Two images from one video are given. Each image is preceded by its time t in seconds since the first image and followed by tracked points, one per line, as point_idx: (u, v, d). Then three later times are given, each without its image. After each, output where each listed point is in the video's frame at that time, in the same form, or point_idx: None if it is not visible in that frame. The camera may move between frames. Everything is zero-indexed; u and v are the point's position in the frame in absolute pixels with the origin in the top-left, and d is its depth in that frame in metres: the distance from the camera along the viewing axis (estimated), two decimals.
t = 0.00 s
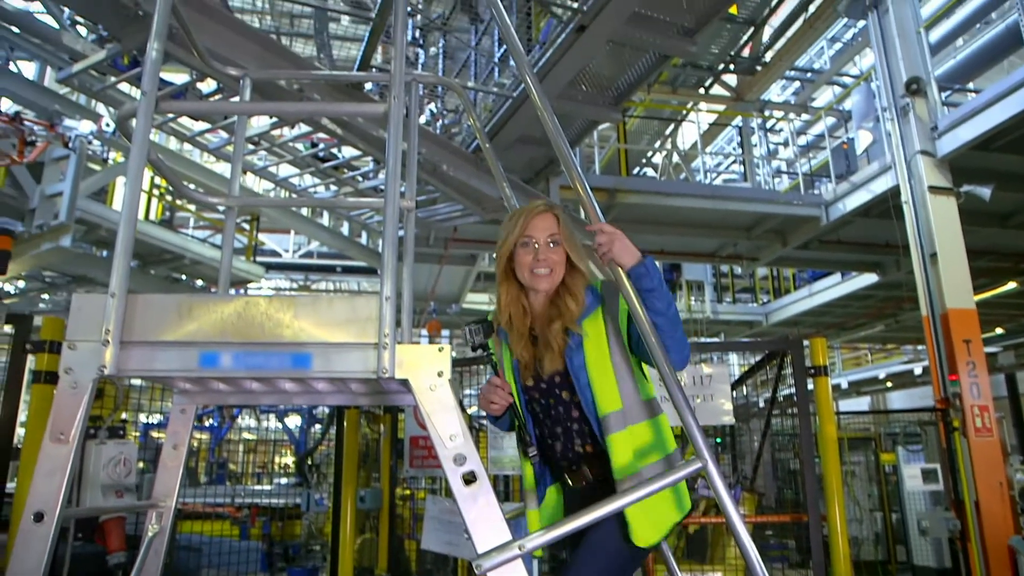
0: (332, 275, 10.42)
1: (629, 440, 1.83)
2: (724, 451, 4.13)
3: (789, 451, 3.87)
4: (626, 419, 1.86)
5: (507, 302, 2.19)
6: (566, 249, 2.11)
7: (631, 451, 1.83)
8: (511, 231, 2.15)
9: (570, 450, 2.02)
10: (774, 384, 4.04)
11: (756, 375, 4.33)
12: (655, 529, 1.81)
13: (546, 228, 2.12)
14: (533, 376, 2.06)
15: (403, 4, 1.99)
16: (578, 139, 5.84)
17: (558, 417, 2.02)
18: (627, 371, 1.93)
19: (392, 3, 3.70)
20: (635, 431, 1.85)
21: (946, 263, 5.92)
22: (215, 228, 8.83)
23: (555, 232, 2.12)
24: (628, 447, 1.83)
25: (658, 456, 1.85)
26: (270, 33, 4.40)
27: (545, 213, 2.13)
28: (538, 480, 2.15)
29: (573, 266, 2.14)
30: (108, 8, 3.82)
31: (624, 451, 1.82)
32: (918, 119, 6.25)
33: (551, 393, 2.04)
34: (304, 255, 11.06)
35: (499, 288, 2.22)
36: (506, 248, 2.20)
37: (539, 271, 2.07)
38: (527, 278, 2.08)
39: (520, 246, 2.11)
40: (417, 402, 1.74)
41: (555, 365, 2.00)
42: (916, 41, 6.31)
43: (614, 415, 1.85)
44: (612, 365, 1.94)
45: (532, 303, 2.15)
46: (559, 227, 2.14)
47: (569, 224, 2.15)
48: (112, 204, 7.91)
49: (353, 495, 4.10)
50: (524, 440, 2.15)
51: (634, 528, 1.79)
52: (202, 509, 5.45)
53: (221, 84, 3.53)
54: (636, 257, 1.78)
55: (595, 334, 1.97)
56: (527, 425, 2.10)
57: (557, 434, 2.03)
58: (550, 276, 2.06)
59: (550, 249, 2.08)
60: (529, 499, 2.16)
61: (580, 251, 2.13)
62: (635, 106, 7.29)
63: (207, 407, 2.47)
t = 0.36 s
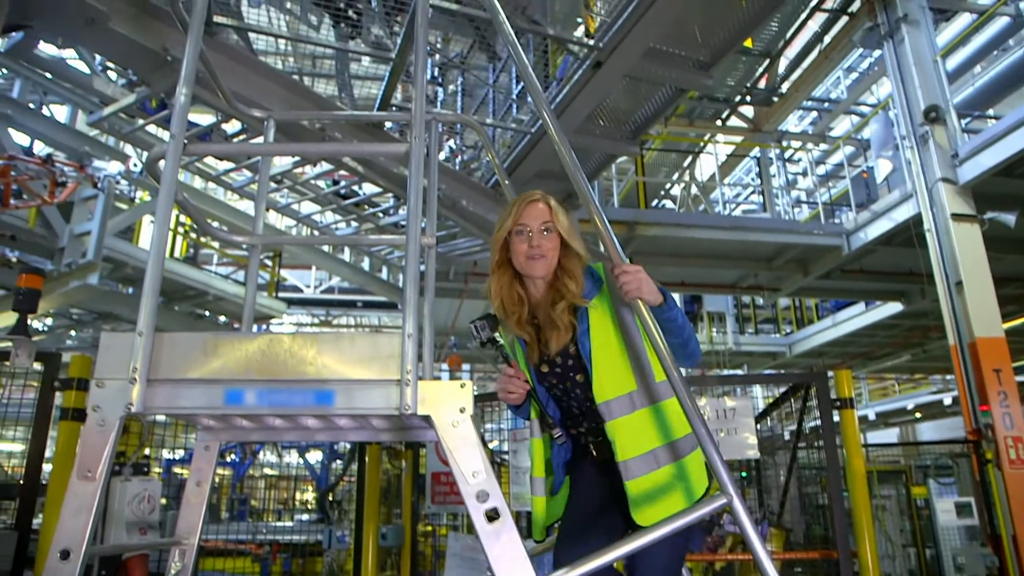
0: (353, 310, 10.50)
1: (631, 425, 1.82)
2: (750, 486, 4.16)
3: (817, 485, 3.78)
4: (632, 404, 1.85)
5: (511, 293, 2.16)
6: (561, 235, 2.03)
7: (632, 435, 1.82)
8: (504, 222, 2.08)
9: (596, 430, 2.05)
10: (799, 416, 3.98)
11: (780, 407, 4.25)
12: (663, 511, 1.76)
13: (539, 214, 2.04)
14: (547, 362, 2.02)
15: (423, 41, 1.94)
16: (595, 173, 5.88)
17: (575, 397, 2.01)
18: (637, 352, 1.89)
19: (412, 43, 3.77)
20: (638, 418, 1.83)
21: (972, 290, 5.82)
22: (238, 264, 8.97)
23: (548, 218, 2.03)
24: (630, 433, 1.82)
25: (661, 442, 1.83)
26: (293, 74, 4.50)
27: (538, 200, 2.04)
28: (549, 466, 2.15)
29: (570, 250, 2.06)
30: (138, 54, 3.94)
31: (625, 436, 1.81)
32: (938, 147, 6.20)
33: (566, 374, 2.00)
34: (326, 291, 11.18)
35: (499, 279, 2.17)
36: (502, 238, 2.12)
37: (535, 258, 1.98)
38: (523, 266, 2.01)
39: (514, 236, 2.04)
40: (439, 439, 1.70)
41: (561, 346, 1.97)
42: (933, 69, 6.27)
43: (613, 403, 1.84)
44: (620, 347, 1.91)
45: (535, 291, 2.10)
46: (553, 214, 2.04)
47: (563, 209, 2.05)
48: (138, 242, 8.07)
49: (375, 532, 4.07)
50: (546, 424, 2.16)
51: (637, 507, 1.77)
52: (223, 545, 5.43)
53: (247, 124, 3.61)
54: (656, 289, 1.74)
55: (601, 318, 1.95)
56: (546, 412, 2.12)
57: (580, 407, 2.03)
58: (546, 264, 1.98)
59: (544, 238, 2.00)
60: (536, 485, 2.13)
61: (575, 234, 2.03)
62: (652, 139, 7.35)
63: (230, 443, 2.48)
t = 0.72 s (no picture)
0: (373, 341, 10.55)
1: (645, 450, 1.79)
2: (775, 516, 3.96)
3: (845, 516, 3.70)
4: (650, 429, 1.81)
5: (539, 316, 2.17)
6: (582, 256, 2.01)
7: (644, 462, 1.77)
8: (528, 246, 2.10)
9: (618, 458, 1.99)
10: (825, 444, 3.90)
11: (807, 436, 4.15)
12: (672, 540, 1.72)
13: (558, 236, 2.04)
14: (573, 385, 2.01)
15: (442, 77, 1.92)
16: (613, 203, 5.91)
17: (599, 424, 1.99)
18: (658, 382, 1.87)
19: (430, 79, 3.84)
20: (651, 444, 1.80)
21: (1000, 315, 5.68)
22: (260, 297, 9.08)
23: (566, 238, 2.02)
24: (642, 459, 1.78)
25: (676, 470, 1.78)
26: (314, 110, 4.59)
27: (558, 222, 2.04)
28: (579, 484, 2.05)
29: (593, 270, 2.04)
30: (164, 94, 4.05)
31: (637, 461, 1.77)
32: (958, 171, 6.15)
33: (591, 399, 1.99)
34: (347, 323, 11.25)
35: (529, 302, 2.19)
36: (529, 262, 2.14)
37: (556, 281, 1.99)
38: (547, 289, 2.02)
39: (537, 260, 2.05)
40: (460, 473, 1.65)
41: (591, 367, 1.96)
42: (950, 93, 6.24)
43: (629, 426, 1.80)
44: (641, 370, 1.88)
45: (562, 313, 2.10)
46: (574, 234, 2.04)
47: (583, 229, 2.04)
48: (163, 276, 8.21)
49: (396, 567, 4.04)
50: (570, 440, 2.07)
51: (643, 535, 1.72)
52: None
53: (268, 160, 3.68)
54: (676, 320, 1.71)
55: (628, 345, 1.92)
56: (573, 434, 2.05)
57: (600, 437, 2.00)
58: (568, 286, 1.99)
59: (564, 260, 2.00)
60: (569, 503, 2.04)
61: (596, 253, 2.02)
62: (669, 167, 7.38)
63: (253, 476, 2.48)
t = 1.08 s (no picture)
0: (391, 369, 10.57)
1: (672, 468, 1.78)
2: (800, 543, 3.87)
3: (872, 543, 3.61)
4: (676, 448, 1.80)
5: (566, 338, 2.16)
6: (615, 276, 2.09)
7: (671, 479, 1.77)
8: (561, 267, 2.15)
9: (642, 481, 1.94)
10: (848, 470, 3.82)
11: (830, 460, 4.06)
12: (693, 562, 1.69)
13: (592, 257, 2.11)
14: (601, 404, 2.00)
15: (458, 105, 1.92)
16: (630, 228, 5.91)
17: (626, 444, 1.95)
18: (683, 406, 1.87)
19: (446, 108, 3.90)
20: (678, 463, 1.79)
21: None
22: (279, 325, 9.15)
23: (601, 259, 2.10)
24: (668, 477, 1.77)
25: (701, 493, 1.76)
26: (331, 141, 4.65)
27: (591, 242, 2.11)
28: (597, 501, 1.93)
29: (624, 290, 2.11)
30: (186, 128, 4.15)
31: (664, 479, 1.77)
32: (978, 190, 6.09)
33: (619, 419, 1.97)
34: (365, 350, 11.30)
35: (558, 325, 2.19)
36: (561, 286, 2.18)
37: (592, 300, 2.04)
38: (581, 307, 2.06)
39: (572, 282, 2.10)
40: (480, 502, 1.62)
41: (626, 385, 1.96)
42: (967, 113, 6.21)
43: (655, 443, 1.81)
44: (668, 393, 1.88)
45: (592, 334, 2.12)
46: (606, 254, 2.12)
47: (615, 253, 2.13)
48: (183, 306, 8.31)
49: None
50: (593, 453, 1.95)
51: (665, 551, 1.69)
52: None
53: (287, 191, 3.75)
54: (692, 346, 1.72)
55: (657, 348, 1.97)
56: (597, 452, 1.95)
57: (624, 458, 1.95)
58: (603, 305, 2.04)
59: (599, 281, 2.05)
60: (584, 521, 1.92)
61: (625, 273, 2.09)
62: (685, 191, 7.38)
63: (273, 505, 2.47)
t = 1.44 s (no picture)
0: (408, 390, 10.58)
1: (680, 474, 1.76)
2: (825, 563, 3.81)
3: (899, 564, 3.53)
4: (683, 455, 1.78)
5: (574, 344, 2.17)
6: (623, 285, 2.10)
7: (679, 485, 1.75)
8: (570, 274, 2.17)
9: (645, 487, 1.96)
10: (872, 488, 3.75)
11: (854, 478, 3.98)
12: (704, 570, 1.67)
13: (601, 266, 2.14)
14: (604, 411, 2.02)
15: (473, 126, 1.94)
16: (645, 246, 5.90)
17: (628, 453, 1.97)
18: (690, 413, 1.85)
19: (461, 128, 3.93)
20: (687, 469, 1.77)
21: None
22: (297, 347, 9.20)
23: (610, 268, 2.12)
24: (677, 484, 1.75)
25: (709, 500, 1.74)
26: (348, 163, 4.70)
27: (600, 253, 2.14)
28: (605, 511, 1.97)
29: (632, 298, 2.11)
30: (205, 153, 4.21)
31: (672, 485, 1.75)
32: (998, 203, 5.95)
33: (622, 428, 1.98)
34: (382, 371, 11.33)
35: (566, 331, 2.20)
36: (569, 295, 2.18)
37: (600, 306, 2.06)
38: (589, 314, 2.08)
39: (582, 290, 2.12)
40: (499, 524, 1.60)
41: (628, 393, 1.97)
42: (984, 125, 6.18)
43: (662, 449, 1.79)
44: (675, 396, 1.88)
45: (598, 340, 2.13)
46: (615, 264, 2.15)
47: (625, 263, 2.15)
48: (202, 328, 8.39)
49: None
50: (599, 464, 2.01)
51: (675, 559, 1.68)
52: None
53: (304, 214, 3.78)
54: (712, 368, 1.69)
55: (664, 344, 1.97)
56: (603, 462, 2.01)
57: (626, 467, 1.98)
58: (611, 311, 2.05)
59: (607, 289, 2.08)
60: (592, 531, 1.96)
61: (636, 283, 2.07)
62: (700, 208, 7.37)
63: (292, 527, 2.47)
